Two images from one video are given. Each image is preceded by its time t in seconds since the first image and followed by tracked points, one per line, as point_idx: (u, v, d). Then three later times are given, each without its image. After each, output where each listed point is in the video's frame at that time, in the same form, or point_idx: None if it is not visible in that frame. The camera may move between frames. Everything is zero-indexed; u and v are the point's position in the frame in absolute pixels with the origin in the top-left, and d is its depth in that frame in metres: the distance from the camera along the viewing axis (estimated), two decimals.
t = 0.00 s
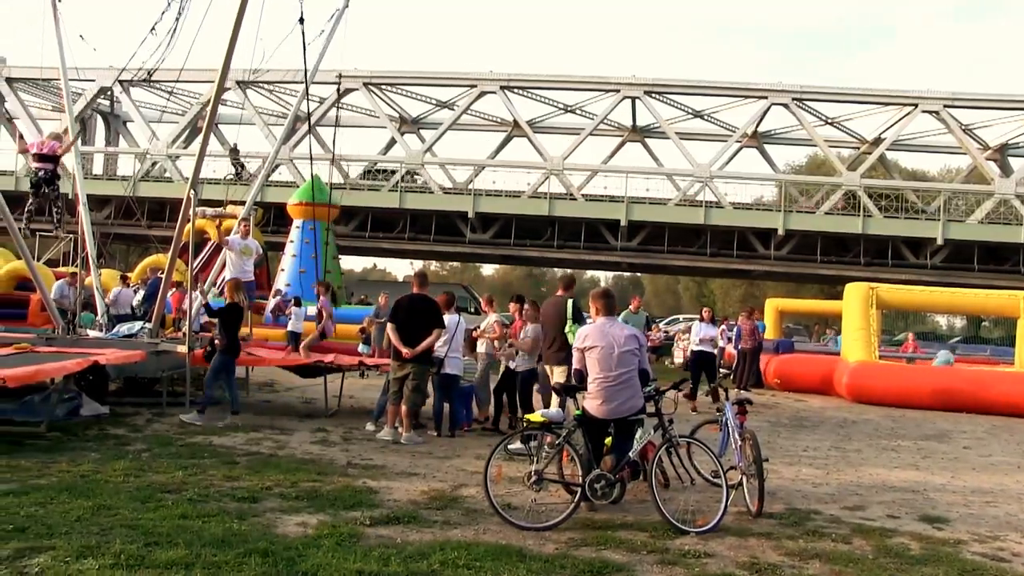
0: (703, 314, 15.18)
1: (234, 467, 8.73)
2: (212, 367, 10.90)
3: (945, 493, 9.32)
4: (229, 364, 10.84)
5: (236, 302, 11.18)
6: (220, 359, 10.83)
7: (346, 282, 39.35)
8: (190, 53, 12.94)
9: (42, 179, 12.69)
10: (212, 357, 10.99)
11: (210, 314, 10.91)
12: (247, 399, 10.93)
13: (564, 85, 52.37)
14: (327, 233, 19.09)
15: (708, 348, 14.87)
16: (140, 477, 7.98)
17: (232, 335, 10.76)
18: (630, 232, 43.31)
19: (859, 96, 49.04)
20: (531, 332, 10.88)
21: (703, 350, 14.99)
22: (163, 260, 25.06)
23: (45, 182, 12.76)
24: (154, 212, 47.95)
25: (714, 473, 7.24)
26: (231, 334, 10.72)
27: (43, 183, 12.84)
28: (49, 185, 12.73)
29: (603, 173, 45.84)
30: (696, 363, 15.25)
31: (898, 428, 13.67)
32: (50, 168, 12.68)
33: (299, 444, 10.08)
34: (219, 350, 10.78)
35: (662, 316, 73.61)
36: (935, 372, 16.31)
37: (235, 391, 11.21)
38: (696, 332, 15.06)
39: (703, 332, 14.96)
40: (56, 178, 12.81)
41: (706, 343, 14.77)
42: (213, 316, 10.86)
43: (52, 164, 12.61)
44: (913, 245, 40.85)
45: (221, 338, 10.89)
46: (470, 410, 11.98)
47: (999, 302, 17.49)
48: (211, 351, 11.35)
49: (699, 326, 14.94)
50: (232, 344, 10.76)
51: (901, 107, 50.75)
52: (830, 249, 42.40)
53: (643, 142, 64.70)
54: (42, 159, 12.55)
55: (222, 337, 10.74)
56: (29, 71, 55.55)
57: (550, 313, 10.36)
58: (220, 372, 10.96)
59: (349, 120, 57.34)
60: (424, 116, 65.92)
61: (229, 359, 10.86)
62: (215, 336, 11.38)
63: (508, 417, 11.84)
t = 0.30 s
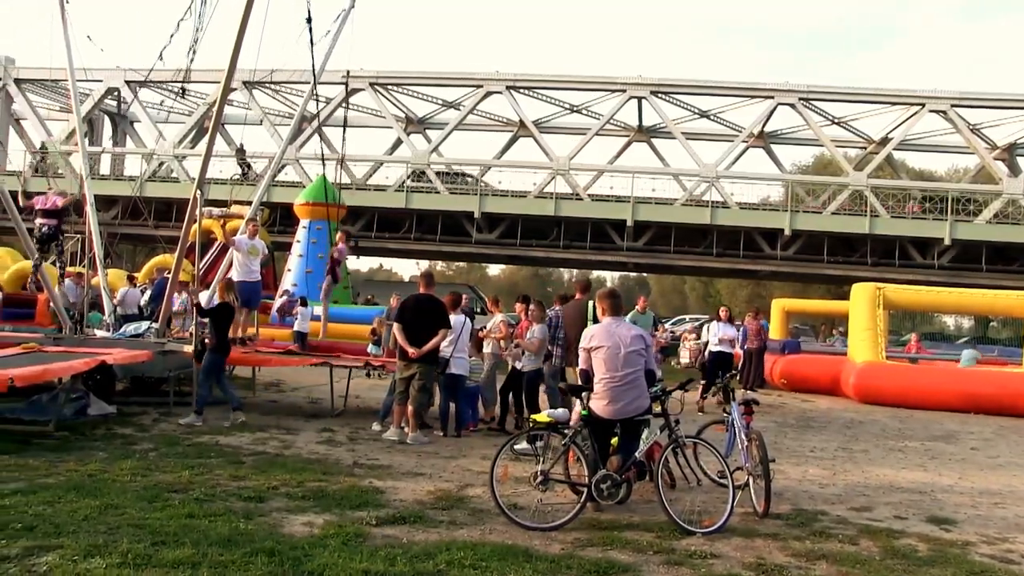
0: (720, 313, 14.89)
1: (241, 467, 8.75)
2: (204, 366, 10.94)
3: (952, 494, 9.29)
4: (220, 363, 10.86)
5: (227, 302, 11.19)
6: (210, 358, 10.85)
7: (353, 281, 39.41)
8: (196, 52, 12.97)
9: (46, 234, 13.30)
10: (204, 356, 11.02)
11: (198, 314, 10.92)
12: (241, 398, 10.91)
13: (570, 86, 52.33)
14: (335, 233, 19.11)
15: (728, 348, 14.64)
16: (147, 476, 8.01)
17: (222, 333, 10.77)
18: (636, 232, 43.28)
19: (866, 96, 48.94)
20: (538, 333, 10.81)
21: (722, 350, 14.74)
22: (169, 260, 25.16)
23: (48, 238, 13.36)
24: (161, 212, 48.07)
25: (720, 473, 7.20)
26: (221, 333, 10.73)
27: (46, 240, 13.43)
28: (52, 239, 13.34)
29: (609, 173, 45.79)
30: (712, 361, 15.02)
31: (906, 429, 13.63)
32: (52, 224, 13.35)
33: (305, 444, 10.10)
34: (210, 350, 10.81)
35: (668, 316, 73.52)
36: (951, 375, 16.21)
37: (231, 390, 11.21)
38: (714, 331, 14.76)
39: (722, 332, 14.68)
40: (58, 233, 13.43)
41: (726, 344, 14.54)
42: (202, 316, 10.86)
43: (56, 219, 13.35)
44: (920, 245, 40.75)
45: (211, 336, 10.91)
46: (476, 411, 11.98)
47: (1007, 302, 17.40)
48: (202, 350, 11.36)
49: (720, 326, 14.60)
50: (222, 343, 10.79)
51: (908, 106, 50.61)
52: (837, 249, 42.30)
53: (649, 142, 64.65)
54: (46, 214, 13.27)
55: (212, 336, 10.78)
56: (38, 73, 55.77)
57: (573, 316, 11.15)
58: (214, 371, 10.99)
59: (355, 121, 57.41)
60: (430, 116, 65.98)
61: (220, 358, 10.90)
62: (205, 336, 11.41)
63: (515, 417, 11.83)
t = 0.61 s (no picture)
0: (734, 315, 14.91)
1: (246, 467, 8.77)
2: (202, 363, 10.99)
3: (959, 495, 9.26)
4: (217, 361, 10.92)
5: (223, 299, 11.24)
6: (207, 356, 10.93)
7: (358, 282, 39.45)
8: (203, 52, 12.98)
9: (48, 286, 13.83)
10: (202, 354, 11.10)
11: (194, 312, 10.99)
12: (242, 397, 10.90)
13: (575, 86, 52.30)
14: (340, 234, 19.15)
15: (742, 348, 14.62)
16: (154, 476, 8.02)
17: (217, 330, 10.82)
18: (641, 233, 43.25)
19: (872, 96, 48.82)
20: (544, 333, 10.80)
21: (736, 351, 14.73)
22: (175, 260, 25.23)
23: (49, 290, 13.84)
24: (167, 212, 48.17)
25: (725, 473, 7.18)
26: (216, 330, 10.78)
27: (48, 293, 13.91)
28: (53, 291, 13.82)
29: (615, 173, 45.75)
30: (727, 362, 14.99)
31: (912, 429, 13.57)
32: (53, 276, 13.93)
33: (311, 444, 10.12)
34: (206, 347, 10.88)
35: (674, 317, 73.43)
36: (965, 377, 16.11)
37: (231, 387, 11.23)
38: (730, 332, 14.77)
39: (737, 332, 14.70)
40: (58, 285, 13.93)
41: (741, 345, 14.56)
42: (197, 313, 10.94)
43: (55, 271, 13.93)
44: (926, 246, 40.66)
45: (208, 334, 10.96)
46: (482, 411, 11.99)
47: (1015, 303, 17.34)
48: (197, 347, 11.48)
49: (735, 326, 14.66)
50: (218, 340, 10.83)
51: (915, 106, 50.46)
52: (843, 249, 42.20)
53: (655, 142, 64.58)
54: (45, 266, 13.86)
55: (207, 333, 10.83)
56: (45, 74, 55.97)
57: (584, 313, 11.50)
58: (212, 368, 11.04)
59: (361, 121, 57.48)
60: (436, 116, 66.01)
61: (216, 355, 10.95)
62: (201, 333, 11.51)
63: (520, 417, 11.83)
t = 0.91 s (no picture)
0: (746, 317, 14.84)
1: (254, 466, 8.78)
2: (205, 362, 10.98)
3: (969, 496, 9.22)
4: (220, 360, 10.90)
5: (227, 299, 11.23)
6: (210, 355, 10.91)
7: (367, 282, 39.53)
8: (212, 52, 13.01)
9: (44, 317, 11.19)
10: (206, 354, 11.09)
11: (197, 311, 11.01)
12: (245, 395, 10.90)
13: (582, 86, 52.27)
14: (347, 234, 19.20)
15: (754, 349, 14.50)
16: (162, 475, 8.05)
17: (220, 329, 10.81)
18: (649, 233, 43.22)
19: (881, 96, 48.67)
20: (552, 334, 10.80)
21: (748, 352, 14.62)
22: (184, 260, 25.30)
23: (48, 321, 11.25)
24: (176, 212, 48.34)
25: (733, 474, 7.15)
26: (218, 330, 10.78)
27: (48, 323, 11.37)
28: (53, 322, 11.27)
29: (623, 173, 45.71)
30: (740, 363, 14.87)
31: (921, 430, 13.52)
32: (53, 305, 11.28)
33: (319, 444, 10.14)
34: (209, 346, 10.86)
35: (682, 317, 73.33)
36: (973, 377, 16.06)
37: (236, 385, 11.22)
38: (742, 333, 14.68)
39: (749, 333, 14.60)
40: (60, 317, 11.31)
41: (753, 346, 14.46)
42: (199, 312, 10.96)
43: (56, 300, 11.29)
44: (935, 246, 40.53)
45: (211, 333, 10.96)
46: (490, 411, 11.98)
47: None
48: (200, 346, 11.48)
49: (747, 327, 14.57)
50: (220, 339, 10.81)
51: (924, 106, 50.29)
52: (851, 250, 42.06)
53: (663, 142, 64.50)
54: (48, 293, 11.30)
55: (210, 332, 10.82)
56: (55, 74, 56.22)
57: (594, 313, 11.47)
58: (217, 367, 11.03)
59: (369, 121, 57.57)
60: (443, 116, 66.06)
61: (219, 354, 10.93)
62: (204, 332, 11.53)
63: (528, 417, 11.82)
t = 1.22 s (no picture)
0: (756, 317, 14.79)
1: (263, 466, 8.81)
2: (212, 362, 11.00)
3: (979, 498, 9.18)
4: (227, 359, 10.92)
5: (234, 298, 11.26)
6: (217, 355, 10.92)
7: (375, 282, 39.59)
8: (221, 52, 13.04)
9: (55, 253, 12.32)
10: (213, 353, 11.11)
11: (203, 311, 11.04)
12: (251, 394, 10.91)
13: (590, 86, 52.21)
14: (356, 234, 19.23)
15: (765, 351, 14.46)
16: (171, 475, 8.07)
17: (225, 328, 10.83)
18: (658, 233, 43.16)
19: (890, 95, 48.48)
20: (561, 334, 10.80)
21: (759, 353, 14.59)
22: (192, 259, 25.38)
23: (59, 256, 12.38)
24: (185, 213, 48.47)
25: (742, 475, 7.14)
26: (223, 328, 10.79)
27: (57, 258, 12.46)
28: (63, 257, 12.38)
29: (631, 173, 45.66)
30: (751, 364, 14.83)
31: (931, 431, 13.47)
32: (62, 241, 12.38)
33: (327, 444, 10.16)
34: (215, 345, 10.88)
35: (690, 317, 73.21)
36: (980, 377, 16.02)
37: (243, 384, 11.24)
38: (752, 334, 14.66)
39: (759, 335, 14.57)
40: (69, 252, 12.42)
41: (764, 347, 14.42)
42: (206, 311, 10.99)
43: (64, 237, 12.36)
44: (946, 246, 40.37)
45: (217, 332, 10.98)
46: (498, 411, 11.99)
47: None
48: (208, 345, 11.51)
49: (758, 329, 14.55)
50: (225, 338, 10.82)
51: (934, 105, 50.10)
52: (860, 250, 41.89)
53: (671, 142, 64.41)
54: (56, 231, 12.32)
55: (216, 331, 10.85)
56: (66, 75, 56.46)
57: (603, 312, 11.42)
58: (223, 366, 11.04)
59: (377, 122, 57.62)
60: (452, 117, 66.08)
61: (225, 353, 10.95)
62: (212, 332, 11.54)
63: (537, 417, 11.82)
